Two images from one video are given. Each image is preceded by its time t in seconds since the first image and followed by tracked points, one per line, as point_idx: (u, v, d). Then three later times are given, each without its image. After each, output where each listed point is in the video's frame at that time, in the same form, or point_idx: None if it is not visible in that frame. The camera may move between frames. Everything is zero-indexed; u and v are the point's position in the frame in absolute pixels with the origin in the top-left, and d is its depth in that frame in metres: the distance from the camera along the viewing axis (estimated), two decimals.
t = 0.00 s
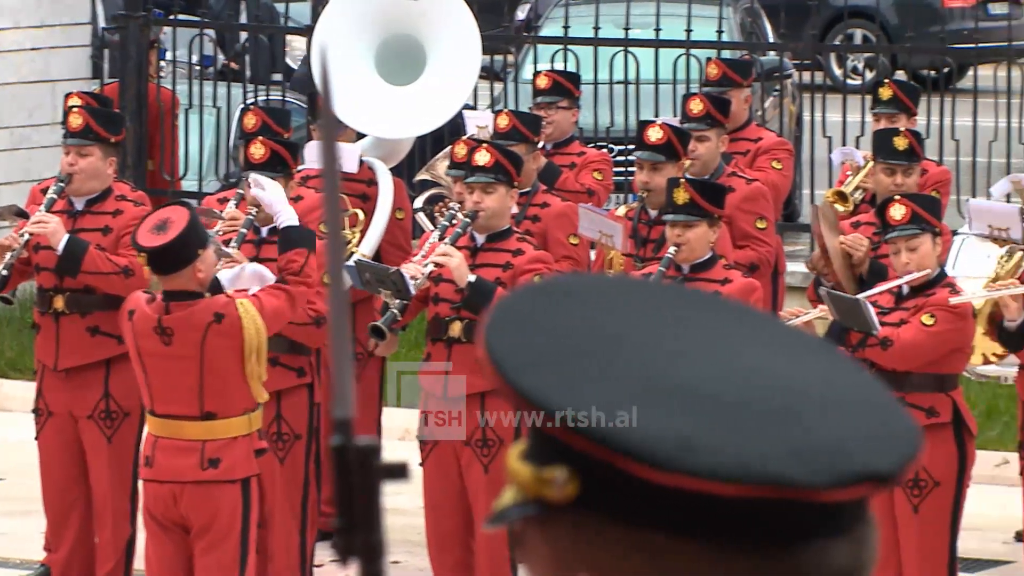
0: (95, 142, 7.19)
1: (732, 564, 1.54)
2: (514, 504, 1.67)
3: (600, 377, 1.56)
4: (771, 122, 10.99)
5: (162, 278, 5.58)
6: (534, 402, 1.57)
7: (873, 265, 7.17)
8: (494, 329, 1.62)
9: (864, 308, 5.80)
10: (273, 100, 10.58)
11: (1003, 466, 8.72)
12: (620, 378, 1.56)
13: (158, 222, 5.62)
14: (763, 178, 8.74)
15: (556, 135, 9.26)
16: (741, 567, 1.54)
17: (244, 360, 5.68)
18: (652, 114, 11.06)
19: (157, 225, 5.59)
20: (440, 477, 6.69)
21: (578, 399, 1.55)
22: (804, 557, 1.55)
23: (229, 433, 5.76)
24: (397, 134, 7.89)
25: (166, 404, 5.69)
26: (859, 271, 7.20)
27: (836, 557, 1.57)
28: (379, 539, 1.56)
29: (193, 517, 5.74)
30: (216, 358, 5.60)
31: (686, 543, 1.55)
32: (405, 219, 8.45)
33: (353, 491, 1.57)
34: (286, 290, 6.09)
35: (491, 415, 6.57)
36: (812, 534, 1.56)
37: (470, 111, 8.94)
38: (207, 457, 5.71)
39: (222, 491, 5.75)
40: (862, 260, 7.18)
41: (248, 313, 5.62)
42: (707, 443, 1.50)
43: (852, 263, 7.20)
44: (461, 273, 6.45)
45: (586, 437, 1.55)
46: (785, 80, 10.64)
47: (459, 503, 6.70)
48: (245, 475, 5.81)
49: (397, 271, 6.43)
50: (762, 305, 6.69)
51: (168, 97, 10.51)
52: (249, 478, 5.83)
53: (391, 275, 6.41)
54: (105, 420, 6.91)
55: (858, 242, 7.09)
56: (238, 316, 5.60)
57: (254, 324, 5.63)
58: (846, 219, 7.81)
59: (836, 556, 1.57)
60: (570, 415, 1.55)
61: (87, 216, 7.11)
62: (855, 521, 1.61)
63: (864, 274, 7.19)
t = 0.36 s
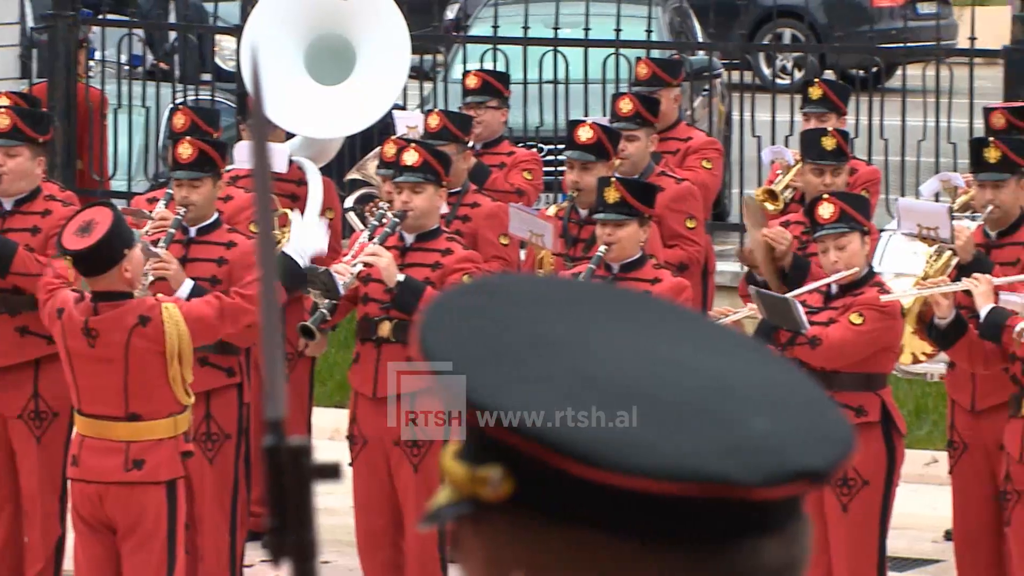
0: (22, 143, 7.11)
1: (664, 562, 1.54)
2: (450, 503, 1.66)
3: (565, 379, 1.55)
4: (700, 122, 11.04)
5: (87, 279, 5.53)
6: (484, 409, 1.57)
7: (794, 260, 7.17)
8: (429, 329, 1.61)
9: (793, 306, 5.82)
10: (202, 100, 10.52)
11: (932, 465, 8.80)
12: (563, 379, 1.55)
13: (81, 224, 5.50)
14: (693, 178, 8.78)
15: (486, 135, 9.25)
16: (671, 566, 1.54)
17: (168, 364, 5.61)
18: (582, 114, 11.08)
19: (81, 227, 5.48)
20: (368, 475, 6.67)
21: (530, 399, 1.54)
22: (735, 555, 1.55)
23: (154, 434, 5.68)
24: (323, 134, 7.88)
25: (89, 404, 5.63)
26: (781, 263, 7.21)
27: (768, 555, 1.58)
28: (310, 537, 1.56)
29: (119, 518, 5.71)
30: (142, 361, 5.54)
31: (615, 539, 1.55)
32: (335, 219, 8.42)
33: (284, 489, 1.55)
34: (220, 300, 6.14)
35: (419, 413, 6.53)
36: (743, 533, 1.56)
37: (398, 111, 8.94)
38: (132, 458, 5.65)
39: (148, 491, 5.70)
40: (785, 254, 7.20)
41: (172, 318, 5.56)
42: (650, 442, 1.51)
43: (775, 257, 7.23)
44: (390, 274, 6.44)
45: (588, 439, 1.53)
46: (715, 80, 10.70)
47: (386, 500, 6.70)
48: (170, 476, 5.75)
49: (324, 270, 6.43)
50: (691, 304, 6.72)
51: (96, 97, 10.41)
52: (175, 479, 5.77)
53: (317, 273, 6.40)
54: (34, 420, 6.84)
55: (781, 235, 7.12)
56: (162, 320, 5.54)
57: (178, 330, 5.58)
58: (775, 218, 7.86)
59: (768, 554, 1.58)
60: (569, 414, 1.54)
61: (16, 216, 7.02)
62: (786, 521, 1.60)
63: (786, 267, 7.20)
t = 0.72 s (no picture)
0: None
1: (604, 560, 1.54)
2: (389, 500, 1.64)
3: (538, 384, 1.55)
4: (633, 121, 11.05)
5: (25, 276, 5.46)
6: (456, 412, 1.54)
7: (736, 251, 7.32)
8: (370, 328, 1.60)
9: (726, 305, 5.84)
10: (135, 100, 10.41)
11: (866, 463, 8.86)
12: (538, 389, 1.54)
13: (23, 221, 5.47)
14: (626, 176, 8.80)
15: (418, 134, 9.20)
16: (613, 565, 1.54)
17: (104, 370, 5.57)
18: (515, 112, 11.06)
19: (21, 223, 5.46)
20: (301, 474, 6.63)
21: (498, 402, 1.53)
22: (671, 554, 1.55)
23: (89, 436, 5.65)
24: (252, 133, 7.82)
25: (24, 405, 5.58)
26: (723, 254, 7.36)
27: (708, 553, 1.57)
28: (246, 540, 1.54)
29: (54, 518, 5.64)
30: (78, 365, 5.50)
31: (552, 536, 1.55)
32: (269, 218, 8.36)
33: (221, 493, 1.54)
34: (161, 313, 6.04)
35: (353, 414, 6.55)
36: (683, 531, 1.57)
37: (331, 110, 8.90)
38: (67, 458, 5.61)
39: (83, 492, 5.65)
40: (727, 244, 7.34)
41: (111, 324, 5.50)
42: (594, 442, 1.52)
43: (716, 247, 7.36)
44: (324, 271, 6.42)
45: (588, 436, 1.52)
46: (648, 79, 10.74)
47: (320, 501, 6.67)
48: (106, 477, 5.69)
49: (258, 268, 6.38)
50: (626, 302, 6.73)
51: (28, 97, 10.31)
52: (111, 480, 5.72)
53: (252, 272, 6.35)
54: None
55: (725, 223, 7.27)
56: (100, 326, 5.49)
57: (117, 337, 5.52)
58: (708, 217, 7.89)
59: (709, 552, 1.57)
60: (569, 415, 1.53)
61: None
62: (725, 517, 1.61)
63: (728, 258, 7.34)
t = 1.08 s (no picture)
0: None
1: (556, 559, 1.53)
2: (340, 496, 1.62)
3: (497, 381, 1.54)
4: (581, 117, 11.07)
5: None
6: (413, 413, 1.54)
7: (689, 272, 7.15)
8: (325, 328, 1.60)
9: (675, 302, 5.85)
10: (83, 97, 10.34)
11: (815, 460, 8.90)
12: (519, 394, 1.53)
13: None
14: (576, 174, 8.81)
15: (367, 130, 9.19)
16: (567, 564, 1.53)
17: (58, 353, 5.63)
18: (463, 110, 11.06)
19: None
20: (251, 473, 6.58)
21: (486, 405, 1.53)
22: (629, 552, 1.54)
23: (40, 427, 5.67)
24: (201, 130, 7.79)
25: None
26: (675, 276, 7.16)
27: (660, 549, 1.56)
28: (198, 538, 1.53)
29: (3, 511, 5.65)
30: (30, 350, 5.54)
31: (507, 534, 1.53)
32: (218, 216, 8.31)
33: (173, 492, 1.53)
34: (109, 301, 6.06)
35: (304, 411, 6.53)
36: (640, 530, 1.56)
37: (279, 107, 8.85)
38: (18, 450, 5.62)
39: (33, 483, 5.68)
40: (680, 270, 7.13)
41: (62, 305, 5.60)
42: (547, 441, 1.52)
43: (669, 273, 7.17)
44: (272, 270, 6.43)
45: (582, 438, 1.53)
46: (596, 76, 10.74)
47: (270, 499, 6.63)
48: (56, 468, 5.72)
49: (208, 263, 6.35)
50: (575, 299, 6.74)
51: None
52: (61, 472, 5.75)
53: (201, 268, 6.31)
54: None
55: (672, 254, 7.05)
56: (53, 309, 5.58)
57: (69, 318, 5.63)
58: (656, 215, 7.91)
59: (659, 549, 1.56)
60: (569, 414, 1.53)
61: None
62: (680, 517, 1.60)
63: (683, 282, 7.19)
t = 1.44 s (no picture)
0: None
1: (523, 555, 1.52)
2: (308, 489, 1.61)
3: (475, 378, 1.52)
4: (548, 113, 11.05)
5: None
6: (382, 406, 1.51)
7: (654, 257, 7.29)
8: (296, 325, 1.56)
9: (642, 298, 5.86)
10: (49, 92, 10.26)
11: (781, 456, 8.92)
12: (501, 393, 1.51)
13: None
14: (543, 169, 8.80)
15: (333, 126, 9.16)
16: (536, 557, 1.52)
17: (27, 360, 5.59)
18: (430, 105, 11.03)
19: None
20: (219, 467, 6.57)
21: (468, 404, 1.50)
22: (597, 548, 1.54)
23: (8, 427, 5.67)
24: (176, 125, 7.74)
25: None
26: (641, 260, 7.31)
27: (628, 548, 1.56)
28: (165, 535, 1.47)
29: None
30: None
31: (470, 527, 1.53)
32: (184, 211, 8.25)
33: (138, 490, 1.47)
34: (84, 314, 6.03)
35: (272, 407, 6.49)
36: (609, 526, 1.55)
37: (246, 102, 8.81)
38: None
39: None
40: (643, 252, 7.28)
41: (33, 317, 5.53)
42: (523, 438, 1.49)
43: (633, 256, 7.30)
44: (239, 265, 6.37)
45: (589, 437, 1.51)
46: (562, 71, 10.74)
47: (238, 494, 6.61)
48: (23, 469, 5.72)
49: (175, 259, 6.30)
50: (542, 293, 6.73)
51: None
52: (28, 473, 5.74)
53: (168, 264, 6.26)
54: None
55: (640, 231, 7.22)
56: (25, 319, 5.52)
57: (39, 329, 5.55)
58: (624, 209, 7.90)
59: (628, 546, 1.56)
60: (569, 415, 1.52)
61: None
62: (648, 513, 1.59)
63: (646, 268, 7.30)
